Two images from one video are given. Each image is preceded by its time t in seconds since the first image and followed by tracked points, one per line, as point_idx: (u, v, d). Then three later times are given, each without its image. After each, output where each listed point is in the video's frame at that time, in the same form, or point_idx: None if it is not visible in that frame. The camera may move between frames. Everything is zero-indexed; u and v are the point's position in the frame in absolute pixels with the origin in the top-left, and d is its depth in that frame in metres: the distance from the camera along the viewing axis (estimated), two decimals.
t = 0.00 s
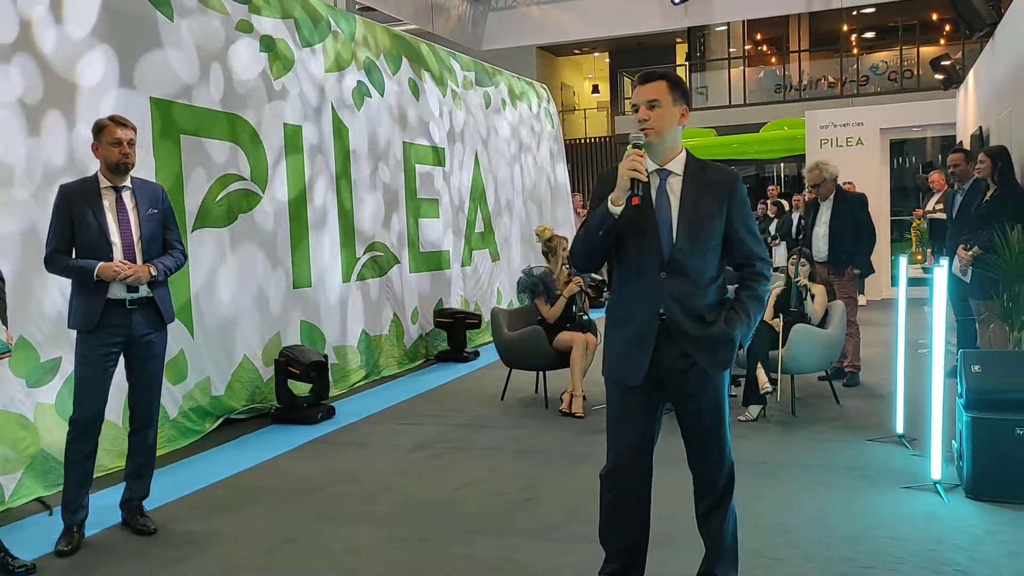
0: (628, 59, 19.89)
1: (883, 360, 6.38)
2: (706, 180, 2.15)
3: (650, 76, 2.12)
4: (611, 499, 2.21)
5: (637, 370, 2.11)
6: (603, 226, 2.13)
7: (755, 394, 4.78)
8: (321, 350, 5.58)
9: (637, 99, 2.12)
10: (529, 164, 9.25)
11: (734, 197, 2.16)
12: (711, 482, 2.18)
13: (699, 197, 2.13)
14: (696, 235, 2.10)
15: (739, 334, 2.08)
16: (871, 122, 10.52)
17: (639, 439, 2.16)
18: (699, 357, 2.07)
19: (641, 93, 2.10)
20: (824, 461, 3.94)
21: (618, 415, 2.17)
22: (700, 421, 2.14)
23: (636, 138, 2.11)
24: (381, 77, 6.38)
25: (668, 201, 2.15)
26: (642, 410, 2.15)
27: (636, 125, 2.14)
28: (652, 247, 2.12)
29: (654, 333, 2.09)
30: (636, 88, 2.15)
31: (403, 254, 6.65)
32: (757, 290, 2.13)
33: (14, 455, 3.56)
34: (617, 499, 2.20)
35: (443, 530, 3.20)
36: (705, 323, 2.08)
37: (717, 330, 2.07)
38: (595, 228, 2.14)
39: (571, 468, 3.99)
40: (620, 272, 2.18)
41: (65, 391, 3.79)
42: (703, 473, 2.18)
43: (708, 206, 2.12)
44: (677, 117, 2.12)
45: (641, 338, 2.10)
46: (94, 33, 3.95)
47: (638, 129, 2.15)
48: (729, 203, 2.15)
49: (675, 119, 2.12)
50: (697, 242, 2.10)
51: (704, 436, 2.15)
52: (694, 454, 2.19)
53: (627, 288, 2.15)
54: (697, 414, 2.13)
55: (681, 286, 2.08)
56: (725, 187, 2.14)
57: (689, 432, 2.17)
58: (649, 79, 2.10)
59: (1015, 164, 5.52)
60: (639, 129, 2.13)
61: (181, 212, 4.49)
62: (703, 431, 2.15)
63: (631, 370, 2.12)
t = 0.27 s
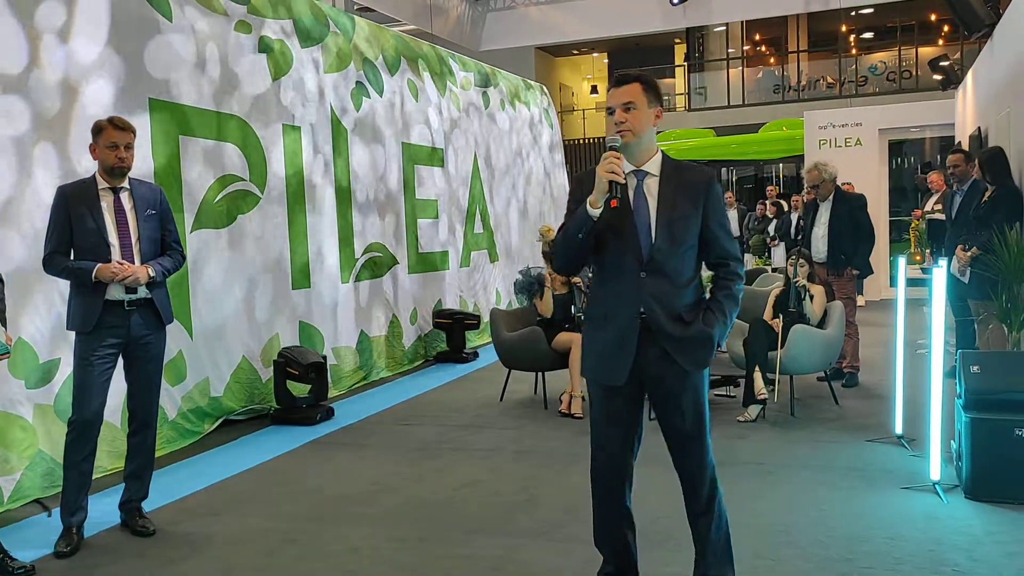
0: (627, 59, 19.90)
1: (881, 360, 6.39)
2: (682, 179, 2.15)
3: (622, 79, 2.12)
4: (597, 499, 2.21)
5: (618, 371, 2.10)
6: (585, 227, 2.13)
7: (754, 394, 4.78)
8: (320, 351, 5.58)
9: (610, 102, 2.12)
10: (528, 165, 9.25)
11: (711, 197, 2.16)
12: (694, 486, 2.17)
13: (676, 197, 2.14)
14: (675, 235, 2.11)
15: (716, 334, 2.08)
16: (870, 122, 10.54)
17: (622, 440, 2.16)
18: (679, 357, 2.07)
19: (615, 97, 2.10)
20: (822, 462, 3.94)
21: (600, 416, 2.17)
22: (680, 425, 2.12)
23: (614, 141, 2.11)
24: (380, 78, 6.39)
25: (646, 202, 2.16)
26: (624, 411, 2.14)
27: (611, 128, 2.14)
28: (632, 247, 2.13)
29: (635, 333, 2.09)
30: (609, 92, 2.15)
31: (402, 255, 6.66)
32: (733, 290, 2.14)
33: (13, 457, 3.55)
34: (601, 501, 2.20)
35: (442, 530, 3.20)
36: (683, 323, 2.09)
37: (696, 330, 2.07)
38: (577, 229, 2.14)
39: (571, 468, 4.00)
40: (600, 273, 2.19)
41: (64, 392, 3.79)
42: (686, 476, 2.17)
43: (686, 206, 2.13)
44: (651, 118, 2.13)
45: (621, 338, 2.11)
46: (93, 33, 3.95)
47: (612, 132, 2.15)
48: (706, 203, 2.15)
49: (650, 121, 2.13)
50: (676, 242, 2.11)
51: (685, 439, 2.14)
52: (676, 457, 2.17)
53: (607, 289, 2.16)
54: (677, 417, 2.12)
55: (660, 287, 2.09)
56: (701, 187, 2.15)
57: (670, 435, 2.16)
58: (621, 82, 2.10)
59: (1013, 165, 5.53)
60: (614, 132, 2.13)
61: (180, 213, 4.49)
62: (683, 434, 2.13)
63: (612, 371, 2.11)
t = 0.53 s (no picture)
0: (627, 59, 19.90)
1: (882, 361, 6.40)
2: (661, 180, 2.17)
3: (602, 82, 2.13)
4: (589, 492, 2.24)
5: (603, 370, 2.11)
6: (570, 228, 2.09)
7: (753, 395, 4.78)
8: (320, 351, 5.58)
9: (592, 105, 2.13)
10: (528, 165, 9.25)
11: (691, 199, 2.17)
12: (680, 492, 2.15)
13: (658, 199, 2.14)
14: (658, 235, 2.12)
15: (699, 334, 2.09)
16: (870, 123, 10.54)
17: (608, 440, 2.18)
18: (664, 357, 2.08)
19: (596, 99, 2.11)
20: (822, 462, 3.95)
21: (586, 415, 2.19)
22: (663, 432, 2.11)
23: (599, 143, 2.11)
24: (380, 78, 6.39)
25: (628, 203, 2.16)
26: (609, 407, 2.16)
27: (594, 130, 2.15)
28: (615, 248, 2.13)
29: (620, 333, 2.10)
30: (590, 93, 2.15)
31: (403, 255, 6.66)
32: (712, 290, 2.15)
33: (13, 457, 3.56)
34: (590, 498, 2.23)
35: (443, 530, 3.20)
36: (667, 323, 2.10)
37: (682, 329, 2.08)
38: (561, 230, 2.10)
39: (571, 469, 4.00)
40: (583, 274, 2.18)
41: (64, 392, 3.79)
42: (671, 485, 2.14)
43: (668, 208, 2.14)
44: (633, 120, 2.14)
45: (606, 338, 2.11)
46: (94, 33, 3.95)
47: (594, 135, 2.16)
48: (687, 204, 2.16)
49: (632, 123, 2.14)
50: (659, 242, 2.12)
51: (669, 446, 2.12)
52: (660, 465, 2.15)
53: (591, 289, 2.16)
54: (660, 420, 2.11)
55: (644, 287, 2.10)
56: (682, 188, 2.16)
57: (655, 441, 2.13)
58: (602, 85, 2.11)
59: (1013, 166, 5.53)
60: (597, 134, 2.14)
61: (181, 213, 4.49)
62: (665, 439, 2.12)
63: (597, 371, 2.12)
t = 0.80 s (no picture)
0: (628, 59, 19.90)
1: (882, 361, 6.40)
2: (649, 181, 2.18)
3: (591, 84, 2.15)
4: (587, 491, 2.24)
5: (599, 372, 2.10)
6: (565, 229, 2.08)
7: (755, 395, 4.78)
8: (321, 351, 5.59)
9: (583, 107, 2.14)
10: (529, 165, 9.25)
11: (679, 200, 2.19)
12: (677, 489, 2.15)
13: (648, 200, 2.16)
14: (650, 236, 2.13)
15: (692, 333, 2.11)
16: (871, 124, 10.54)
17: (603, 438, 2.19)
18: (659, 357, 2.08)
19: (587, 101, 2.13)
20: (823, 463, 3.95)
21: (582, 416, 2.18)
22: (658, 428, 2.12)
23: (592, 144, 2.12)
24: (382, 78, 6.39)
25: (619, 205, 2.17)
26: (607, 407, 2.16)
27: (585, 132, 2.15)
28: (608, 249, 2.13)
29: (616, 333, 2.10)
30: (580, 96, 2.17)
31: (404, 255, 6.67)
32: (700, 290, 2.17)
33: (15, 456, 3.56)
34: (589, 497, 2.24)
35: (444, 530, 3.20)
36: (660, 323, 2.10)
37: (676, 329, 2.09)
38: (556, 229, 2.09)
39: (572, 469, 4.00)
40: (575, 275, 2.18)
41: (65, 392, 3.79)
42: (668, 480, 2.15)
43: (657, 209, 2.16)
44: (623, 123, 2.16)
45: (602, 339, 2.11)
46: (96, 32, 3.95)
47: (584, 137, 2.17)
48: (674, 205, 2.18)
49: (622, 126, 2.15)
50: (651, 243, 2.13)
51: (664, 441, 2.13)
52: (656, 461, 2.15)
53: (584, 290, 2.15)
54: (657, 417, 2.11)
55: (639, 287, 2.10)
56: (669, 189, 2.18)
57: (650, 438, 2.14)
58: (592, 87, 2.13)
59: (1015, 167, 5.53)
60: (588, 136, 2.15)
61: (183, 213, 4.50)
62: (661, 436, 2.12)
63: (594, 372, 2.11)
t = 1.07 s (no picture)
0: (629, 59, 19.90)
1: (884, 362, 6.40)
2: (645, 181, 2.19)
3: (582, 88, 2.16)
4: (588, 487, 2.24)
5: (602, 372, 2.10)
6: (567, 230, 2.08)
7: (756, 396, 4.78)
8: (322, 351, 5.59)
9: (576, 109, 2.15)
10: (531, 165, 9.25)
11: (675, 199, 2.20)
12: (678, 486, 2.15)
13: (645, 200, 2.16)
14: (649, 235, 2.13)
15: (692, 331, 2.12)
16: (872, 124, 10.52)
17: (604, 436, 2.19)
18: (661, 357, 2.09)
19: (581, 103, 2.14)
20: (824, 463, 3.95)
21: (583, 415, 2.18)
22: (659, 426, 2.12)
23: (590, 144, 2.11)
24: (384, 77, 6.39)
25: (617, 206, 2.17)
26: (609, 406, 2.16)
27: (580, 134, 2.15)
28: (608, 249, 2.13)
29: (618, 334, 2.09)
30: (571, 100, 2.17)
31: (406, 255, 6.67)
32: (696, 287, 2.18)
33: (17, 454, 3.56)
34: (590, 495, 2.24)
35: (444, 530, 3.20)
36: (661, 322, 2.11)
37: (677, 328, 2.10)
38: (558, 230, 2.08)
39: (573, 468, 4.00)
40: (576, 276, 2.17)
41: (66, 390, 3.79)
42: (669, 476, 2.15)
43: (655, 209, 2.16)
44: (617, 124, 2.17)
45: (604, 339, 2.10)
46: (98, 32, 3.95)
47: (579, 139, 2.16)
48: (671, 204, 2.19)
49: (615, 126, 2.16)
50: (650, 242, 2.13)
51: (665, 438, 2.13)
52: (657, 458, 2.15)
53: (584, 291, 2.15)
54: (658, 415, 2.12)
55: (639, 288, 2.10)
56: (665, 188, 2.18)
57: (651, 435, 2.14)
58: (584, 90, 2.14)
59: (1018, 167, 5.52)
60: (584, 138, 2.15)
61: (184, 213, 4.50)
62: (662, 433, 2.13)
63: (597, 372, 2.10)
